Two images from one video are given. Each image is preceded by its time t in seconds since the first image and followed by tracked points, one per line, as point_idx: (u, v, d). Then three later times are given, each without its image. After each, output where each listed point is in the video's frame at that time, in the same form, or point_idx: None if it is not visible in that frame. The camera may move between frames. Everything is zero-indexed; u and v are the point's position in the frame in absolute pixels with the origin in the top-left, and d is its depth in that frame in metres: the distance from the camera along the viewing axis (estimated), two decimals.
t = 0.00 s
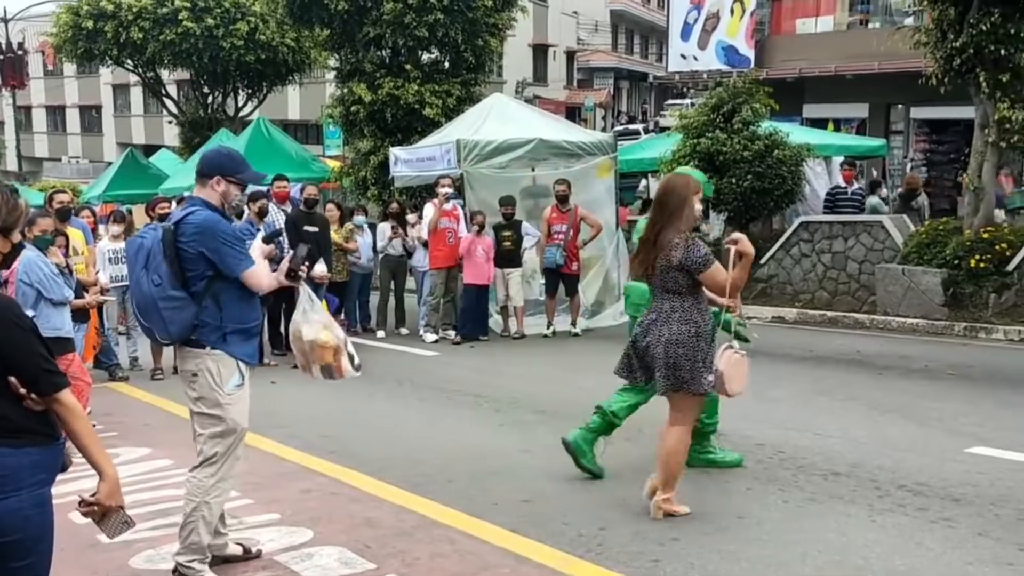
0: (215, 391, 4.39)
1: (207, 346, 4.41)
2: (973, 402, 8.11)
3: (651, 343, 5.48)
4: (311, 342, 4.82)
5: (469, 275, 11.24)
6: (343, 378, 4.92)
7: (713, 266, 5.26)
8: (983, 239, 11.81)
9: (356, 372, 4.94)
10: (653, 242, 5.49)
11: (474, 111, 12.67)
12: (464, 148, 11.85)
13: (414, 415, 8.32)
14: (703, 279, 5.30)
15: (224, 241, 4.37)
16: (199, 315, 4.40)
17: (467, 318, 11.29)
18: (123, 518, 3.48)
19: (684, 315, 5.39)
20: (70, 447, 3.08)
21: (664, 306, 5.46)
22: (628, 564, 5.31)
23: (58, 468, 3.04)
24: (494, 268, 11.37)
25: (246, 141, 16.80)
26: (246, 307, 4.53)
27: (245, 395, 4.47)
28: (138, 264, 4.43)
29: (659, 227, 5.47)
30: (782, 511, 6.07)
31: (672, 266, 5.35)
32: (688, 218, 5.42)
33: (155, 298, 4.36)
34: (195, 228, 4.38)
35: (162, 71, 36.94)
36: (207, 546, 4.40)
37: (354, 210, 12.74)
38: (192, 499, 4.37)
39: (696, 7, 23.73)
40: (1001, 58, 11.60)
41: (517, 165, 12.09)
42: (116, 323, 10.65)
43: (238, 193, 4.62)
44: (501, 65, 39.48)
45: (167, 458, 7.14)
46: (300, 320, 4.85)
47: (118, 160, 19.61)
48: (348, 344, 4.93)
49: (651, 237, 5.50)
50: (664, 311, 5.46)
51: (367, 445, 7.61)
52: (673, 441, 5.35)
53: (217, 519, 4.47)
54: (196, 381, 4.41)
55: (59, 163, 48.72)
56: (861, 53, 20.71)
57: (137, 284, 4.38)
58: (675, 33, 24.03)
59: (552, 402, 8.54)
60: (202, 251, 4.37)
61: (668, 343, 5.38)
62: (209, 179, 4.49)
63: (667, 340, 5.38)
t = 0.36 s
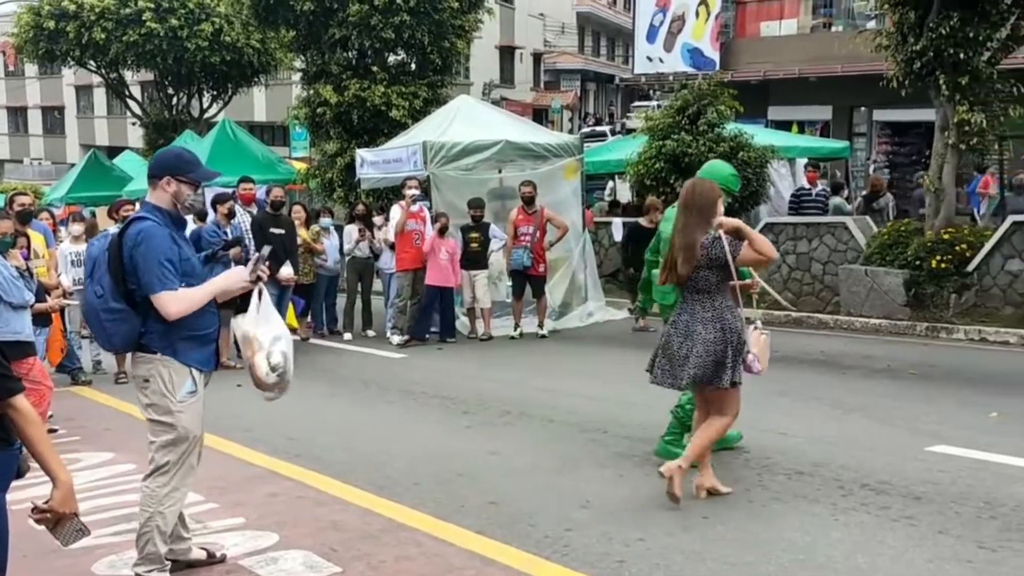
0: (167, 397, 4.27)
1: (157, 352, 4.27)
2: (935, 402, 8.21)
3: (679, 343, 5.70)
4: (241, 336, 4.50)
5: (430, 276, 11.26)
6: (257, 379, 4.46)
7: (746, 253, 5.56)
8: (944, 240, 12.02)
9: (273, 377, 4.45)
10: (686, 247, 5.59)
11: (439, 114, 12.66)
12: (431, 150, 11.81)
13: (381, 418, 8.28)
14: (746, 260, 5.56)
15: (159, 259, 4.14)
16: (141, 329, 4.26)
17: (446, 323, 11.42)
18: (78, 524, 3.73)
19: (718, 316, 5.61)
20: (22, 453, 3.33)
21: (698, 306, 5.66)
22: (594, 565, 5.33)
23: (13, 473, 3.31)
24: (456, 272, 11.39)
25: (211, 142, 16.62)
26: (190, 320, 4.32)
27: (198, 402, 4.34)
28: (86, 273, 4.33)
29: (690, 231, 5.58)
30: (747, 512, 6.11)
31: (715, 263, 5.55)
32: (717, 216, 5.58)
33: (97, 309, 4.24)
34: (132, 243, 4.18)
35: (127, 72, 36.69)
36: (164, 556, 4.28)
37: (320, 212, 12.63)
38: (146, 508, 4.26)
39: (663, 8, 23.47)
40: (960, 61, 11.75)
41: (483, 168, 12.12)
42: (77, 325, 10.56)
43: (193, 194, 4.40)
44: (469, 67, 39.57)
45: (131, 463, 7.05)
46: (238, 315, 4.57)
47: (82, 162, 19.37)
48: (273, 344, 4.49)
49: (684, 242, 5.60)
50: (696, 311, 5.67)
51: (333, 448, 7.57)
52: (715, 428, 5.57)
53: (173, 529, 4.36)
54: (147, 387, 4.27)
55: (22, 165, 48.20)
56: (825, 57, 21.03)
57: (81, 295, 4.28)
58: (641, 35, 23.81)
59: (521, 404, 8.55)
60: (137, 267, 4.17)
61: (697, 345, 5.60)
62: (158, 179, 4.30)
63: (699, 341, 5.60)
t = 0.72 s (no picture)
0: (124, 407, 4.25)
1: (112, 361, 4.25)
2: (903, 401, 8.28)
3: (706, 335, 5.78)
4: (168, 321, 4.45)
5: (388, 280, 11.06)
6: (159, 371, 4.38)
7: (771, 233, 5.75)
8: (913, 240, 12.15)
9: (159, 377, 4.31)
10: (709, 239, 5.74)
11: (412, 115, 12.62)
12: (403, 152, 11.80)
13: (353, 420, 8.24)
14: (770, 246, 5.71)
15: (105, 270, 4.10)
16: (93, 341, 4.24)
17: (416, 325, 11.40)
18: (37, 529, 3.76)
19: (745, 305, 5.75)
20: None
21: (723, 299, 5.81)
22: (566, 566, 5.33)
23: None
24: (414, 278, 11.21)
25: (182, 144, 16.54)
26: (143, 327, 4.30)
27: (156, 411, 4.33)
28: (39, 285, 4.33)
29: (713, 224, 5.74)
30: (718, 512, 6.12)
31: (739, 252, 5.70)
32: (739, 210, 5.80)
33: (48, 322, 4.24)
34: (77, 255, 4.13)
35: (97, 74, 36.43)
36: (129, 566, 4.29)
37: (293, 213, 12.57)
38: (110, 520, 4.27)
39: (634, 11, 24.03)
40: (927, 64, 11.84)
41: (456, 169, 12.13)
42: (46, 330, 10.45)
43: (144, 199, 4.35)
44: (442, 69, 39.57)
45: (100, 467, 6.99)
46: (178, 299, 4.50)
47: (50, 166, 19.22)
48: (177, 347, 4.33)
49: (708, 233, 5.74)
50: (722, 304, 5.81)
51: (305, 451, 7.54)
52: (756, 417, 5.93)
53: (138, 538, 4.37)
54: (104, 396, 4.26)
55: None
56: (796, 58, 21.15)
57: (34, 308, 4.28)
58: (613, 37, 24.17)
59: (493, 405, 8.55)
60: (83, 279, 4.13)
61: (727, 333, 5.71)
62: (107, 184, 4.26)
63: (729, 329, 5.71)
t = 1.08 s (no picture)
0: (107, 412, 4.24)
1: (93, 366, 4.23)
2: (890, 399, 8.31)
3: (752, 327, 5.97)
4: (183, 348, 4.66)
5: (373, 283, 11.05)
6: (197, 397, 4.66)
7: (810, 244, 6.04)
8: (898, 239, 12.19)
9: (211, 401, 4.64)
10: (756, 235, 5.84)
11: (398, 115, 12.60)
12: (389, 152, 11.78)
13: (341, 421, 8.23)
14: (810, 256, 6.06)
15: (87, 277, 4.08)
16: (74, 347, 4.21)
17: (399, 326, 11.35)
18: (20, 528, 3.82)
19: (785, 297, 6.01)
20: None
21: (760, 290, 6.01)
22: (555, 565, 5.33)
23: None
24: (398, 277, 11.19)
25: (167, 146, 16.50)
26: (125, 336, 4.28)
27: (140, 415, 4.32)
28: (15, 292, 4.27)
29: (758, 221, 5.85)
30: (706, 510, 6.13)
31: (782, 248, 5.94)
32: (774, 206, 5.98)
33: (26, 329, 4.19)
34: (57, 264, 4.10)
35: (81, 75, 36.28)
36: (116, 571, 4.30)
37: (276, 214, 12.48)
38: (96, 525, 4.26)
39: (619, 11, 24.52)
40: (913, 63, 11.87)
41: (443, 169, 12.13)
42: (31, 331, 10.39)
43: (123, 210, 4.33)
44: (428, 69, 39.54)
45: (86, 469, 6.95)
46: (180, 327, 4.68)
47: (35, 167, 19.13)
48: (213, 367, 4.64)
49: (753, 229, 5.84)
50: (760, 295, 6.01)
51: (293, 452, 7.52)
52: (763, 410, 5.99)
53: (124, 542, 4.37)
54: (86, 402, 4.23)
55: None
56: (781, 58, 21.10)
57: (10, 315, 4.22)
58: (600, 37, 24.65)
59: (481, 405, 8.55)
60: (63, 287, 4.10)
61: (772, 326, 5.96)
62: (86, 193, 4.25)
63: (770, 323, 5.96)
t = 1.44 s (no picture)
0: (99, 416, 4.23)
1: (83, 371, 4.21)
2: (880, 398, 8.33)
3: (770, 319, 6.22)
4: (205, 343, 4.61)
5: (359, 286, 10.97)
6: (226, 389, 4.64)
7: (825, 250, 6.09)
8: (887, 239, 12.24)
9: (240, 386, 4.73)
10: (777, 229, 6.05)
11: (387, 115, 12.58)
12: (379, 152, 11.77)
13: (331, 422, 8.22)
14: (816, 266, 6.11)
15: (78, 279, 4.06)
16: (64, 352, 4.20)
17: (390, 327, 11.30)
18: (14, 526, 3.77)
19: (805, 293, 6.19)
20: None
21: (782, 284, 6.23)
22: (546, 566, 5.33)
23: None
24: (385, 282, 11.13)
25: (156, 147, 16.46)
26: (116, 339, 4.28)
27: (132, 418, 4.32)
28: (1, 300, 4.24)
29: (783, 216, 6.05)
30: (696, 510, 6.14)
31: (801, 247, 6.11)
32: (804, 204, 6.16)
33: (14, 337, 4.16)
34: (46, 269, 4.07)
35: (70, 76, 36.18)
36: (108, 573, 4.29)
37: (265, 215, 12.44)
38: (88, 529, 4.26)
39: (609, 11, 24.10)
40: (901, 63, 11.89)
41: (432, 170, 12.13)
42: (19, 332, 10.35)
43: (111, 212, 4.33)
44: (417, 70, 39.51)
45: (76, 471, 6.93)
46: (189, 323, 4.62)
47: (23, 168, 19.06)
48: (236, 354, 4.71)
49: (774, 224, 6.05)
50: (781, 289, 6.23)
51: (283, 452, 7.51)
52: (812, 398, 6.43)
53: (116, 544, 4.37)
54: (78, 407, 4.22)
55: None
56: (770, 59, 21.19)
57: None
58: (589, 38, 24.32)
59: (471, 406, 8.54)
60: (53, 292, 4.08)
61: (793, 318, 6.18)
62: (75, 197, 4.23)
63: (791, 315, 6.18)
